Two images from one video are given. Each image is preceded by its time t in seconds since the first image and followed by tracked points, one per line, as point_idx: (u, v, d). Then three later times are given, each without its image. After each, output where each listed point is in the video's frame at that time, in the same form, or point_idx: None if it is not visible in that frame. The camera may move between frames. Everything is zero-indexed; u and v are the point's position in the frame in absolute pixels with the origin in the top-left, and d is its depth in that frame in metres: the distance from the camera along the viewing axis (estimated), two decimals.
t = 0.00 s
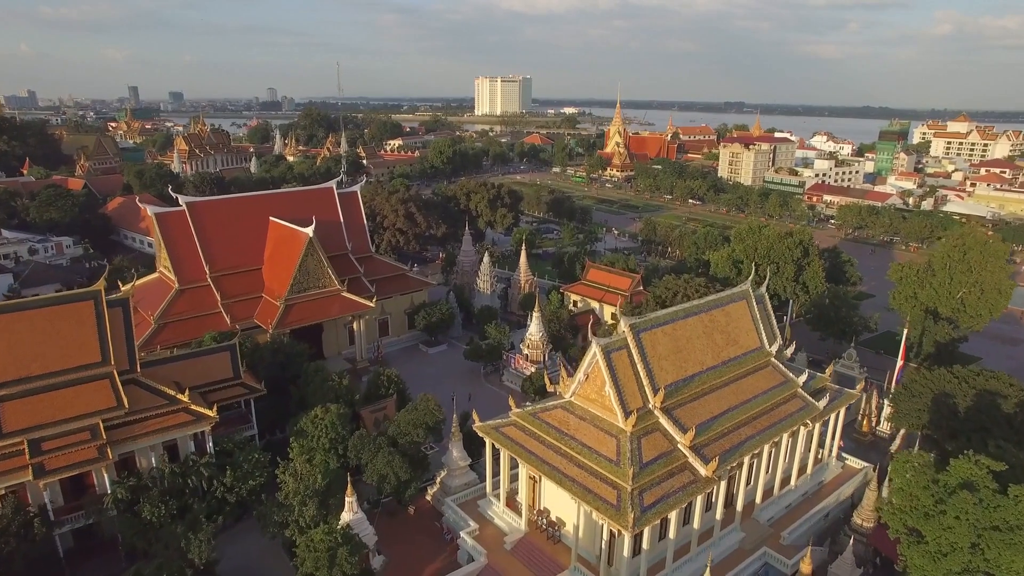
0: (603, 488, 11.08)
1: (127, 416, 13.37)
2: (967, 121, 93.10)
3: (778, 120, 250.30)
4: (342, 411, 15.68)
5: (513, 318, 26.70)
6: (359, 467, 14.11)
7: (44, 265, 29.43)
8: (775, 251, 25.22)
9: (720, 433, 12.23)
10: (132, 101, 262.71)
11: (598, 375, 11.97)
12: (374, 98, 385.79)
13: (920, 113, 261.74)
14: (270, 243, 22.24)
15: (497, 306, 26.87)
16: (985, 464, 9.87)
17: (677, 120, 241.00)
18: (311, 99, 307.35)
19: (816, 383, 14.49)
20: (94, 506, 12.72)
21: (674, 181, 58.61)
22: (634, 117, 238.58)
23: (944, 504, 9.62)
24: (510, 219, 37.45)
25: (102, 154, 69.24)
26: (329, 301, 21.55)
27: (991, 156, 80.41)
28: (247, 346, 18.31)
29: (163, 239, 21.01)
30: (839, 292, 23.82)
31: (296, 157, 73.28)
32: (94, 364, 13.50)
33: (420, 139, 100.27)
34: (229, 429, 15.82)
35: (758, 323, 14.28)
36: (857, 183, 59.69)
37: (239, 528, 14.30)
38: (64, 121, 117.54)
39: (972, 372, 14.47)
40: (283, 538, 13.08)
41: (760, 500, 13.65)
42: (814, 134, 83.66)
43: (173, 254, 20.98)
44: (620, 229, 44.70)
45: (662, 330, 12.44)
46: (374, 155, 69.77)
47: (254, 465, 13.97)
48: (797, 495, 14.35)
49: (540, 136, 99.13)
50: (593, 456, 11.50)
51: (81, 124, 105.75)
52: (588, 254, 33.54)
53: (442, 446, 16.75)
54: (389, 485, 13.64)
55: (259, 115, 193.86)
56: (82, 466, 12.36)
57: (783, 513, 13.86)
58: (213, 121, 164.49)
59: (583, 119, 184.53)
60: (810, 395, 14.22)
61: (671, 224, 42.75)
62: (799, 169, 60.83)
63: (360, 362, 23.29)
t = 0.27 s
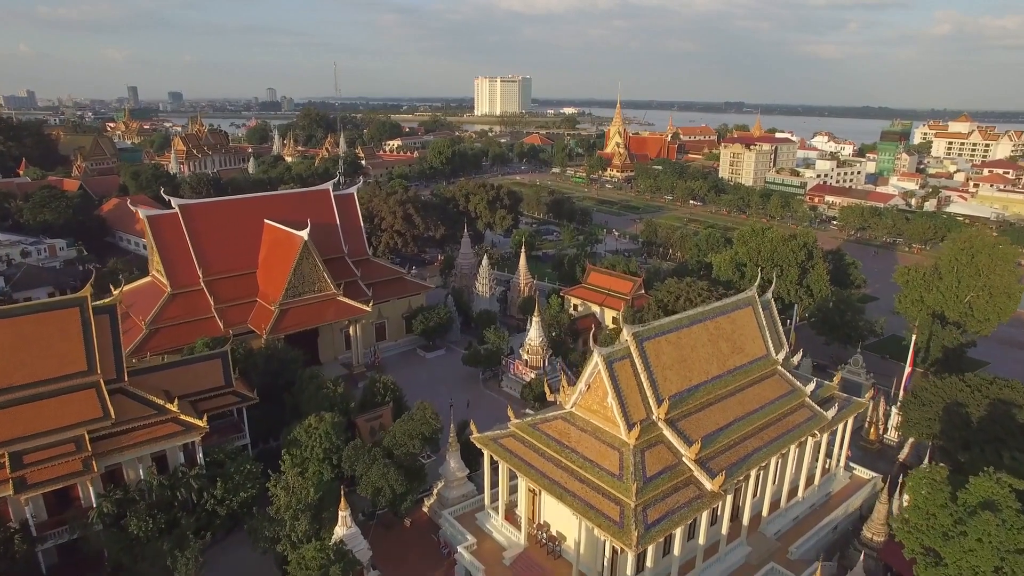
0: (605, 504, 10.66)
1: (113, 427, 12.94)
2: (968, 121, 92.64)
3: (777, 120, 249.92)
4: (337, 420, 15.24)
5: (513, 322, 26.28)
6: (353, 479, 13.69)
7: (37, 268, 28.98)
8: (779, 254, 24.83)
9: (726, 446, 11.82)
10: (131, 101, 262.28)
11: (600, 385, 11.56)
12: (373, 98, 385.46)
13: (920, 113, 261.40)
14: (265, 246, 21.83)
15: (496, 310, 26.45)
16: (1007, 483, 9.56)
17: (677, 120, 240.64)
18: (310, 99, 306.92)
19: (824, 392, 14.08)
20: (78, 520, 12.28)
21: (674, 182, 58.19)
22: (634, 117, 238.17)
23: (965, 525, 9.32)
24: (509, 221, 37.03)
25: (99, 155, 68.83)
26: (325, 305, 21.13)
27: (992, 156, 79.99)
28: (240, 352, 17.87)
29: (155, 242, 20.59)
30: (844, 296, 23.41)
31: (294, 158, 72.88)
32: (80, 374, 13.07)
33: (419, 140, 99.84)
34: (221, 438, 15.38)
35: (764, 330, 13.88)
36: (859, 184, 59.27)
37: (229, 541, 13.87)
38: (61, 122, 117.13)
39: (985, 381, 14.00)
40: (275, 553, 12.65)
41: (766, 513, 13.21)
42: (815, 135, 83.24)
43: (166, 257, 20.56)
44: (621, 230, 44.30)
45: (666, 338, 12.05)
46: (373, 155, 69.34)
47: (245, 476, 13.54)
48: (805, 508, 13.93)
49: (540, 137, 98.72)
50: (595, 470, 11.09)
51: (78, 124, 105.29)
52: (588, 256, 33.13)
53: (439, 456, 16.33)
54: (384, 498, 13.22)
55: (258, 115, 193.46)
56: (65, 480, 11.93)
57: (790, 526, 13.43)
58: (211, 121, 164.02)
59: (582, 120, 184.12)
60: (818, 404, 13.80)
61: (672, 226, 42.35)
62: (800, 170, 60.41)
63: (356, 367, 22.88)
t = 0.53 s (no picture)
0: (607, 519, 10.30)
1: (101, 437, 12.57)
2: (970, 121, 92.20)
3: (777, 120, 249.54)
4: (331, 428, 14.88)
5: (512, 326, 25.93)
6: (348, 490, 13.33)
7: (30, 270, 28.61)
8: (782, 257, 24.47)
9: (731, 457, 11.47)
10: (130, 101, 261.72)
11: (601, 395, 11.21)
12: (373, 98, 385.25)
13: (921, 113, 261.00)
14: (260, 249, 21.46)
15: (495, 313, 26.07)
16: None
17: (676, 120, 240.27)
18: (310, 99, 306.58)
19: (831, 400, 13.72)
20: (63, 533, 11.92)
21: (675, 183, 57.82)
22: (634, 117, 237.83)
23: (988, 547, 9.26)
24: (508, 222, 36.68)
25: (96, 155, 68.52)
26: (321, 309, 20.77)
27: (994, 157, 79.58)
28: (233, 358, 17.49)
29: (148, 245, 20.23)
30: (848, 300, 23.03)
31: (293, 159, 72.54)
32: (67, 382, 12.71)
33: (418, 140, 99.46)
34: (213, 447, 15.02)
35: (769, 336, 13.54)
36: (861, 185, 58.88)
37: (221, 553, 13.48)
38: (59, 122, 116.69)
39: (997, 389, 13.60)
40: (267, 566, 12.28)
41: (772, 524, 12.84)
42: (816, 135, 82.86)
43: (158, 260, 20.20)
44: (621, 231, 43.94)
45: (669, 347, 11.71)
46: (372, 155, 68.96)
47: (237, 486, 13.13)
48: (812, 518, 13.56)
49: (540, 137, 98.37)
50: (596, 483, 10.73)
51: (77, 124, 104.93)
52: (589, 258, 32.75)
53: (436, 465, 15.97)
54: (379, 510, 12.86)
55: (257, 115, 192.99)
56: (50, 492, 11.56)
57: (796, 538, 13.05)
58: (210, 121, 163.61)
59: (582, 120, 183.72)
60: (825, 413, 13.44)
61: (672, 227, 41.99)
62: (801, 171, 60.08)
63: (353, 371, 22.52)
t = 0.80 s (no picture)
0: (610, 535, 9.92)
1: (88, 448, 12.20)
2: (971, 121, 91.83)
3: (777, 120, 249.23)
4: (326, 436, 14.53)
5: (511, 329, 25.57)
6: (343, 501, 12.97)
7: (23, 272, 28.25)
8: (785, 259, 24.13)
9: (737, 469, 11.10)
10: (129, 101, 261.35)
11: (603, 405, 10.86)
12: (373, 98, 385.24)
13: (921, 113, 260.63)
14: (255, 252, 21.09)
15: (494, 316, 25.72)
16: None
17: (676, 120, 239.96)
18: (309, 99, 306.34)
19: (838, 409, 13.37)
20: (48, 547, 11.56)
21: (676, 183, 57.45)
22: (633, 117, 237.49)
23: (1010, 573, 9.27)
24: (508, 223, 36.33)
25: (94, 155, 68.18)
26: (317, 313, 20.40)
27: (995, 157, 79.21)
28: (226, 364, 17.12)
29: (141, 247, 19.85)
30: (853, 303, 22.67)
31: (291, 159, 72.17)
32: (53, 391, 12.35)
33: (417, 140, 99.10)
34: (205, 456, 14.65)
35: (776, 343, 13.20)
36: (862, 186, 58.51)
37: (212, 566, 13.10)
38: (57, 122, 116.22)
39: (1011, 398, 13.23)
40: None
41: (779, 537, 12.47)
42: (817, 136, 82.51)
43: (151, 264, 19.82)
44: (622, 232, 43.57)
45: (673, 355, 11.37)
46: (371, 156, 68.58)
47: (229, 497, 12.75)
48: (819, 530, 13.19)
49: (540, 137, 98.02)
50: (599, 497, 10.37)
51: (75, 124, 104.58)
52: (589, 260, 32.38)
53: (433, 475, 15.63)
54: (375, 522, 12.50)
55: (256, 115, 192.54)
56: (34, 505, 11.19)
57: (804, 551, 12.69)
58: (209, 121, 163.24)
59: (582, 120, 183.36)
60: (833, 422, 13.07)
61: (673, 228, 41.66)
62: (803, 171, 59.72)
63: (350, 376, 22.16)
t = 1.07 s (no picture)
0: (613, 555, 9.48)
1: (71, 461, 11.75)
2: (972, 121, 91.39)
3: (777, 120, 248.87)
4: (320, 447, 14.10)
5: (511, 334, 25.14)
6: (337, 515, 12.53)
7: (14, 275, 27.82)
8: (789, 262, 23.72)
9: (745, 485, 10.66)
10: (128, 101, 260.73)
11: (606, 417, 10.44)
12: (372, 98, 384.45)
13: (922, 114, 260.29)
14: (249, 255, 20.65)
15: (493, 320, 25.28)
16: None
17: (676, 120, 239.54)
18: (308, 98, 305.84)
19: (848, 419, 12.93)
20: (28, 565, 11.09)
21: (676, 184, 57.02)
22: (633, 117, 236.79)
23: None
24: (507, 225, 35.91)
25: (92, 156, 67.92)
26: (312, 317, 19.97)
27: (997, 158, 78.78)
28: (218, 371, 16.67)
29: (132, 250, 19.41)
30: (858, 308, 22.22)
31: (289, 159, 71.71)
32: (35, 401, 11.90)
33: (416, 141, 98.66)
34: (195, 467, 14.21)
35: (783, 352, 12.78)
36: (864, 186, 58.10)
37: None
38: (55, 122, 115.65)
39: None
40: None
41: (787, 552, 12.02)
42: (818, 136, 82.07)
43: (142, 267, 19.38)
44: (622, 233, 43.12)
45: (679, 365, 10.96)
46: (369, 156, 68.11)
47: (218, 511, 12.29)
48: (827, 545, 12.74)
49: (539, 137, 97.59)
50: (602, 515, 9.93)
51: (73, 125, 104.16)
52: (589, 262, 31.96)
53: (430, 486, 15.21)
54: (369, 538, 12.06)
55: (255, 115, 192.00)
56: (13, 522, 10.74)
57: (812, 566, 12.25)
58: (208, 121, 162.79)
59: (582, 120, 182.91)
60: (842, 433, 12.65)
61: (674, 229, 41.21)
62: (804, 172, 59.30)
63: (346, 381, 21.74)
